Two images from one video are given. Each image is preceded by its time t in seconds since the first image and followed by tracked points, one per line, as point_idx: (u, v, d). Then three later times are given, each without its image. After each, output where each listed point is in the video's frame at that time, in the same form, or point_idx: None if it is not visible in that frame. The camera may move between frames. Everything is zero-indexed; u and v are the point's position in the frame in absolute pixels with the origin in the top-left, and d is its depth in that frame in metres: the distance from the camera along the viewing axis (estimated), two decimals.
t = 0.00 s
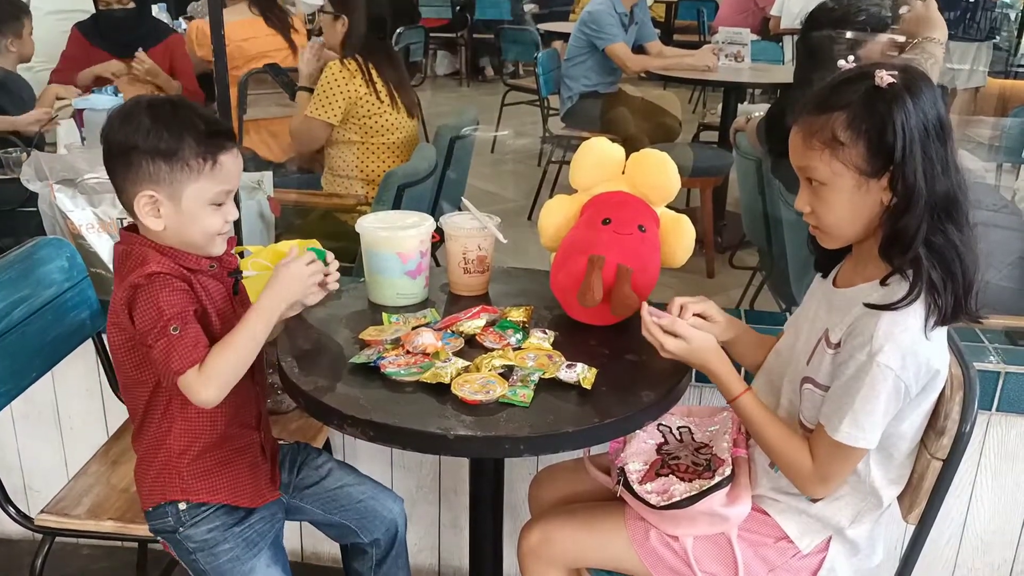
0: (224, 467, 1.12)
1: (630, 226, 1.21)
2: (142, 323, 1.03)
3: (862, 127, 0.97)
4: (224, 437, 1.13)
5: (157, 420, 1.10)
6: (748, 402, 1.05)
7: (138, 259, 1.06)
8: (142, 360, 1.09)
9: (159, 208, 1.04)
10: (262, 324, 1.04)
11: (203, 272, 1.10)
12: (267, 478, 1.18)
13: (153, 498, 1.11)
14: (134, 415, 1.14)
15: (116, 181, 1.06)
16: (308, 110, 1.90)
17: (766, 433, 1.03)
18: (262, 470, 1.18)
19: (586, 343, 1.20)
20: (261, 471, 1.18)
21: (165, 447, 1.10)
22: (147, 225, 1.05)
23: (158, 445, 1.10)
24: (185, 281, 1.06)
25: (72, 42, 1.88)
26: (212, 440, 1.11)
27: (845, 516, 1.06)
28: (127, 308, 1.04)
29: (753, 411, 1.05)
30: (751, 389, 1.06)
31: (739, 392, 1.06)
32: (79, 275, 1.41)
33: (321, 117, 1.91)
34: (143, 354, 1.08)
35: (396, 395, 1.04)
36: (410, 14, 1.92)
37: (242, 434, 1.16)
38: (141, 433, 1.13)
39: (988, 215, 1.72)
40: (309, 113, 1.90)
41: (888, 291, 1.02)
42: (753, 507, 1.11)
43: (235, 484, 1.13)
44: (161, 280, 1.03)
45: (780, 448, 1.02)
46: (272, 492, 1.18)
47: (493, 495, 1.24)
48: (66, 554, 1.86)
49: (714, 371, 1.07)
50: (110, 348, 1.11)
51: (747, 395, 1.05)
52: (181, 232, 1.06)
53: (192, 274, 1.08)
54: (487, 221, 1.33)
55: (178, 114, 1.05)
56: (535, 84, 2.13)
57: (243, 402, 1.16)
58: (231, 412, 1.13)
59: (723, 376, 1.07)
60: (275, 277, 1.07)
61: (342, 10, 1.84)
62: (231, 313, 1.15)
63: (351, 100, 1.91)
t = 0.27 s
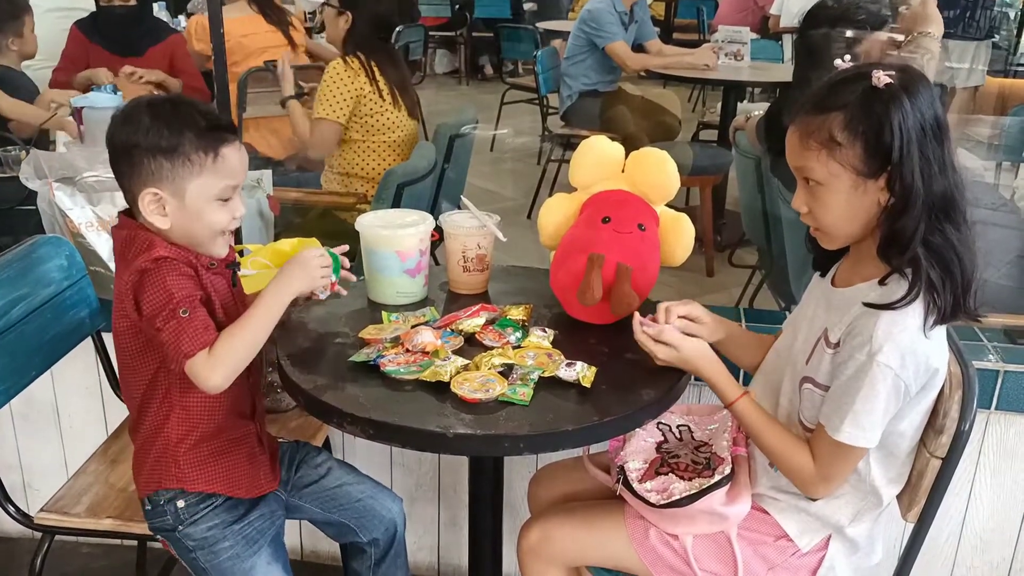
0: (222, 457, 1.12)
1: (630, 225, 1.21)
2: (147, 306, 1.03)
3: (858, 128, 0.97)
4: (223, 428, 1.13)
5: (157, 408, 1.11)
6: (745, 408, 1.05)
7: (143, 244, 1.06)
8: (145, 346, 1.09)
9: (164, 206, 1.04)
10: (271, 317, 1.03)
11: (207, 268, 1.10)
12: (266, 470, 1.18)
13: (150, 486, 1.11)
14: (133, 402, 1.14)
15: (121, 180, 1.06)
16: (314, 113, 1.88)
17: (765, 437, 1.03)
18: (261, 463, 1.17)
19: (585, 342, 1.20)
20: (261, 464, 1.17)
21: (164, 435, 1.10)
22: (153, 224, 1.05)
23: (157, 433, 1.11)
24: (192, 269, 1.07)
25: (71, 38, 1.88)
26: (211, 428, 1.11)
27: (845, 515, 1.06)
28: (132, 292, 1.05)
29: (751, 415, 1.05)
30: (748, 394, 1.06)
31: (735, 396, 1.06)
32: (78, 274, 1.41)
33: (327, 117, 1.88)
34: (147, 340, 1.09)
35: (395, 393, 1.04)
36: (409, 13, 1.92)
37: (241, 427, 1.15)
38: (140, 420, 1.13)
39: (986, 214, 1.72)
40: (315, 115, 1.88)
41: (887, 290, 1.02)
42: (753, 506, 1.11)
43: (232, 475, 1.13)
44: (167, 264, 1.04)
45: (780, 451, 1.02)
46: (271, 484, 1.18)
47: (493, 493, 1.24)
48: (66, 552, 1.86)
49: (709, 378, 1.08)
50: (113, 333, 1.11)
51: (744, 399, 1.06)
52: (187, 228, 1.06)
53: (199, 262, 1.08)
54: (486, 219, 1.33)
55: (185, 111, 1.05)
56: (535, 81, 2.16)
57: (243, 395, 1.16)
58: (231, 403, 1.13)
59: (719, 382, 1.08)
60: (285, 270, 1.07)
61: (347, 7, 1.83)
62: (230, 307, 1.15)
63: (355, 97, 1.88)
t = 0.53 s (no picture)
0: (224, 456, 1.12)
1: (632, 224, 1.21)
2: (147, 303, 1.03)
3: (858, 126, 0.97)
4: (223, 427, 1.13)
5: (157, 407, 1.11)
6: (744, 410, 1.05)
7: (140, 242, 1.06)
8: (145, 344, 1.10)
9: (145, 202, 1.05)
10: (270, 297, 1.03)
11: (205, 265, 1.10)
12: (265, 472, 1.17)
13: (151, 485, 1.11)
14: (135, 401, 1.14)
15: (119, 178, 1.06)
16: (325, 113, 1.93)
17: (765, 438, 1.03)
18: (262, 461, 1.17)
19: (587, 340, 1.20)
20: (261, 464, 1.17)
21: (165, 433, 1.10)
22: (139, 220, 1.07)
23: (158, 431, 1.11)
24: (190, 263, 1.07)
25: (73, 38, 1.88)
26: (213, 427, 1.12)
27: (846, 513, 1.07)
28: (131, 289, 1.05)
29: (750, 415, 1.04)
30: (747, 395, 1.06)
31: (734, 398, 1.06)
32: (80, 272, 1.41)
33: (352, 113, 1.89)
34: (147, 339, 1.09)
35: (397, 391, 1.04)
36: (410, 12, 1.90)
37: (243, 425, 1.16)
38: (142, 419, 1.13)
39: (986, 213, 1.72)
40: (326, 114, 1.93)
41: (888, 288, 1.02)
42: (754, 504, 1.11)
43: (234, 474, 1.13)
44: (164, 260, 1.04)
45: (780, 452, 1.02)
46: (270, 487, 1.18)
47: (494, 492, 1.24)
48: (67, 550, 1.86)
49: (706, 379, 1.08)
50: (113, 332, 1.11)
51: (743, 400, 1.05)
52: (171, 225, 1.06)
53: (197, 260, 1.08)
54: (488, 218, 1.33)
55: (172, 108, 1.05)
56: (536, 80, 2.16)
57: (245, 393, 1.16)
58: (232, 402, 1.13)
59: (715, 384, 1.07)
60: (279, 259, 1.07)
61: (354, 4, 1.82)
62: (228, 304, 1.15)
63: (372, 93, 1.89)
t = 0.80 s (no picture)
0: (226, 456, 1.12)
1: (634, 222, 1.21)
2: (150, 304, 1.03)
3: (858, 127, 0.97)
4: (224, 428, 1.13)
5: (158, 408, 1.11)
6: (750, 413, 1.04)
7: (141, 244, 1.07)
8: (146, 345, 1.09)
9: (157, 199, 1.04)
10: (276, 300, 1.03)
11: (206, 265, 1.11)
12: (265, 472, 1.17)
13: (152, 485, 1.11)
14: (137, 402, 1.14)
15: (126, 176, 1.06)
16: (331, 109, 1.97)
17: (770, 440, 1.03)
18: (262, 462, 1.17)
19: (590, 340, 1.20)
20: (261, 467, 1.17)
21: (165, 434, 1.10)
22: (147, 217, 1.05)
23: (158, 432, 1.11)
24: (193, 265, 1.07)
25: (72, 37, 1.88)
26: (214, 427, 1.12)
27: (849, 513, 1.07)
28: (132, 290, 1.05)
29: (755, 417, 1.04)
30: (752, 398, 1.05)
31: (739, 402, 1.05)
32: (84, 270, 1.41)
33: (368, 117, 1.91)
34: (148, 340, 1.09)
35: (400, 390, 1.04)
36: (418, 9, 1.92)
37: (243, 425, 1.16)
38: (143, 421, 1.13)
39: (987, 213, 1.71)
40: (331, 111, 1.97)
41: (889, 285, 1.01)
42: (757, 504, 1.11)
43: (235, 474, 1.13)
44: (167, 261, 1.04)
45: (786, 453, 1.02)
46: (270, 487, 1.17)
47: (497, 491, 1.24)
48: (69, 548, 1.86)
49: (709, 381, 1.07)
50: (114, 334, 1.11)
51: (748, 403, 1.05)
52: (180, 223, 1.05)
53: (199, 260, 1.08)
54: (491, 217, 1.33)
55: (187, 107, 1.05)
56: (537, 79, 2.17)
57: (245, 392, 1.16)
58: (234, 402, 1.13)
59: (717, 387, 1.06)
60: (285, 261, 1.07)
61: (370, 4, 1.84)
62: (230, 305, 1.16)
63: (386, 96, 1.91)
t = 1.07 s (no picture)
0: (233, 454, 1.13)
1: (636, 222, 1.21)
2: (164, 306, 1.03)
3: (856, 127, 0.97)
4: (232, 426, 1.13)
5: (167, 407, 1.11)
6: (752, 414, 1.04)
7: (154, 244, 1.07)
8: (157, 345, 1.09)
9: (177, 199, 1.05)
10: (290, 308, 1.04)
11: (220, 263, 1.11)
12: (277, 465, 1.18)
13: (159, 483, 1.11)
14: (143, 400, 1.14)
15: (132, 174, 1.06)
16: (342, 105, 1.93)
17: (772, 439, 1.03)
18: (272, 455, 1.18)
19: (592, 339, 1.20)
20: (271, 459, 1.18)
21: (174, 433, 1.10)
22: (163, 216, 1.05)
23: (167, 430, 1.11)
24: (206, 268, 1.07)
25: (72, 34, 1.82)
26: (222, 426, 1.12)
27: (851, 512, 1.07)
28: (145, 290, 1.04)
29: (757, 418, 1.04)
30: (753, 399, 1.05)
31: (741, 402, 1.05)
32: (86, 268, 1.41)
33: (379, 115, 1.91)
34: (158, 339, 1.08)
35: (402, 388, 1.05)
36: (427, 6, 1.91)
37: (250, 422, 1.16)
38: (150, 419, 1.13)
39: (989, 212, 1.71)
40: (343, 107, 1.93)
41: (889, 285, 1.02)
42: (759, 503, 1.11)
43: (242, 471, 1.13)
44: (184, 262, 1.04)
45: (788, 452, 1.02)
46: (279, 479, 1.18)
47: (498, 489, 1.24)
48: (70, 546, 1.86)
49: (714, 382, 1.07)
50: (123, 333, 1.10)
51: (751, 403, 1.05)
52: (196, 223, 1.07)
53: (209, 257, 1.08)
54: (493, 216, 1.33)
55: (206, 108, 1.06)
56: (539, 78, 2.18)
57: (252, 390, 1.17)
58: (242, 400, 1.14)
59: (723, 386, 1.06)
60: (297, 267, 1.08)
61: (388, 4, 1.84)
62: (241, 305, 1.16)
63: (401, 97, 1.91)
